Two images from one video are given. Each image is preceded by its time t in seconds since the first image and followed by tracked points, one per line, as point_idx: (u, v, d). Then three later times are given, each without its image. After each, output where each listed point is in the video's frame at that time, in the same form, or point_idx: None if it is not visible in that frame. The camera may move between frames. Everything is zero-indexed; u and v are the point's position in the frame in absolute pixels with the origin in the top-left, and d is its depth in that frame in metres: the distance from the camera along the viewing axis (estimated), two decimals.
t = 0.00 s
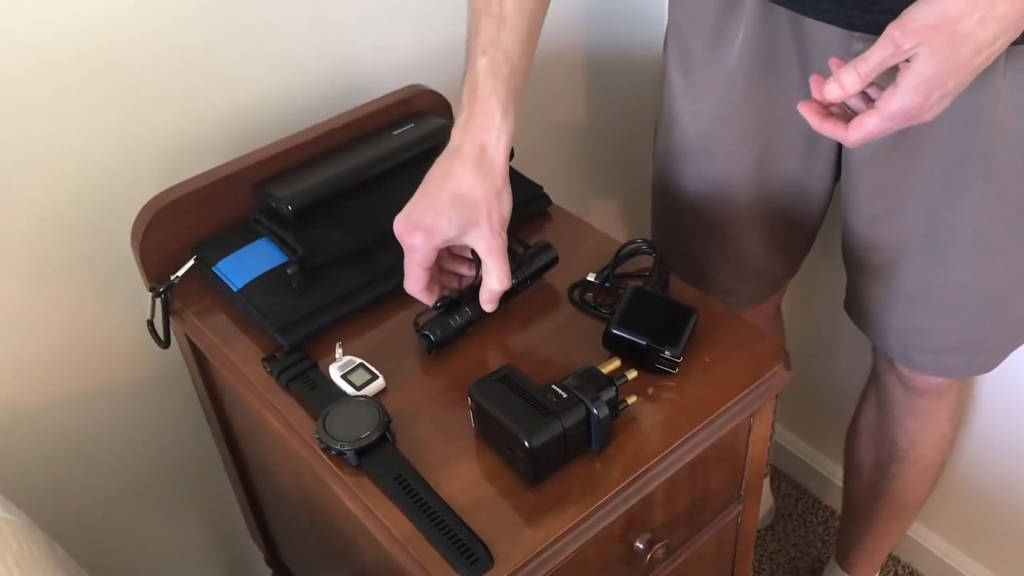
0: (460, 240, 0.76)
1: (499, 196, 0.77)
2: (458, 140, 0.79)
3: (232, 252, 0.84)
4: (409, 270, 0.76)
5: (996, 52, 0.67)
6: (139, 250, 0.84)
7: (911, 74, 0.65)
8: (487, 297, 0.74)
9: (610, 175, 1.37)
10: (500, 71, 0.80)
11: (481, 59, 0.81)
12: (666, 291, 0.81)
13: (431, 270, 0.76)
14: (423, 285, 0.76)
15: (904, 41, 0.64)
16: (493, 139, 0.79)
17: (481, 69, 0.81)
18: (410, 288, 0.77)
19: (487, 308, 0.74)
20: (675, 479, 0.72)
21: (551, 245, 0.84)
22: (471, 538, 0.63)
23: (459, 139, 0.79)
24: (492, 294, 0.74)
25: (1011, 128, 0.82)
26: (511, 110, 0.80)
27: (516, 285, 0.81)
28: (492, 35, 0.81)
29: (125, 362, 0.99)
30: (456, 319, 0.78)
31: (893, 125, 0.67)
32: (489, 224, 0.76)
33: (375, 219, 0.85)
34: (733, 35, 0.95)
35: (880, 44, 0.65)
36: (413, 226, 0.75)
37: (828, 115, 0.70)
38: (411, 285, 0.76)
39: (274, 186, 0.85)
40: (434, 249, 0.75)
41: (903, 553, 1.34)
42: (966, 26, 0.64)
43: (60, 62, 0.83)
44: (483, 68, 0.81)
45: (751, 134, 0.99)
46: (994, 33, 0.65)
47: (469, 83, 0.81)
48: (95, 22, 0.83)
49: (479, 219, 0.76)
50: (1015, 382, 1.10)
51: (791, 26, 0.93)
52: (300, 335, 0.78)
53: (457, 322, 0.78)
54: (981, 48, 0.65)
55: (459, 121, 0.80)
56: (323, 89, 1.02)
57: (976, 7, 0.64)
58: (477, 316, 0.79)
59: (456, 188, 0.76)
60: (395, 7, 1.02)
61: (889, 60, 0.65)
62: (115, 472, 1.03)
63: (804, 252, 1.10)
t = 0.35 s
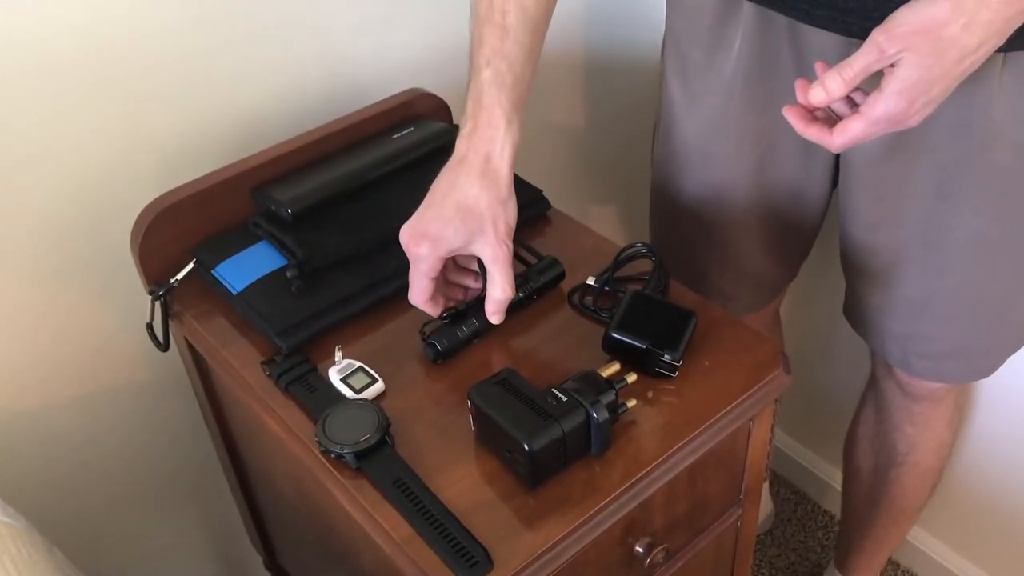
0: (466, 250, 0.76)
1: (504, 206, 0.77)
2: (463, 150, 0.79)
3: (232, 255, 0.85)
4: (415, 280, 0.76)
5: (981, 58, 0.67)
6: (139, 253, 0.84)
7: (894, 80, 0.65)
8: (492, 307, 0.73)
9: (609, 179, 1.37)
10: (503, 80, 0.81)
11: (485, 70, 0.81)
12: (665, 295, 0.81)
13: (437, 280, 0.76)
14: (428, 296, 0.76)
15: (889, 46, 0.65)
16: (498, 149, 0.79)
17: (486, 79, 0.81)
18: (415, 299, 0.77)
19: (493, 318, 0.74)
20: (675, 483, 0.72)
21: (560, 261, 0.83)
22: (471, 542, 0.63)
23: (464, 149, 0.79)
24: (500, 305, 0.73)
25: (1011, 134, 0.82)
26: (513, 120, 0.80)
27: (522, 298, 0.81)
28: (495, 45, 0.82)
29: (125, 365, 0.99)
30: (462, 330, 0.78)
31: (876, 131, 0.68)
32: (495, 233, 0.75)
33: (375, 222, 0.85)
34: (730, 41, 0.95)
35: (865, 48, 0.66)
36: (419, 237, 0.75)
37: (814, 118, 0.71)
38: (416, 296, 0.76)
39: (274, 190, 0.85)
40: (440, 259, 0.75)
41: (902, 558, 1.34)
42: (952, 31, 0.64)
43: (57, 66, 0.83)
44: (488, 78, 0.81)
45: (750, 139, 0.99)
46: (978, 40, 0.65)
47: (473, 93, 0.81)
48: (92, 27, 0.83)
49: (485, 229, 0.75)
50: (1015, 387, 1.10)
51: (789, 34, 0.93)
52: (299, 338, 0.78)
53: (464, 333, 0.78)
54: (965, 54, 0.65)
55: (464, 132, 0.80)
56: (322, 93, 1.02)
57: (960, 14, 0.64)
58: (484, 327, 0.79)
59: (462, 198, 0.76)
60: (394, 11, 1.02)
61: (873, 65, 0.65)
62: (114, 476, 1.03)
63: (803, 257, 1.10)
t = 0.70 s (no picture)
0: (466, 241, 0.76)
1: (504, 196, 0.77)
2: (462, 139, 0.79)
3: (232, 255, 0.84)
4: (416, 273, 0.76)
5: (976, 63, 0.67)
6: (138, 253, 0.84)
7: (889, 82, 0.65)
8: (492, 300, 0.73)
9: (609, 179, 1.37)
10: (504, 67, 0.81)
11: (485, 57, 0.81)
12: (666, 295, 0.81)
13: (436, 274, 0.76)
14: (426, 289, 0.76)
15: (884, 48, 0.64)
16: (498, 138, 0.78)
17: (486, 67, 0.81)
18: (412, 293, 0.76)
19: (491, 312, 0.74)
20: (676, 484, 0.72)
21: (561, 262, 0.83)
22: (472, 543, 0.63)
23: (463, 138, 0.79)
24: (498, 295, 0.73)
25: (1012, 146, 0.82)
26: (513, 109, 0.80)
27: (522, 300, 0.80)
28: (495, 31, 0.81)
29: (124, 366, 0.99)
30: (462, 330, 0.78)
31: (868, 134, 0.67)
32: (495, 224, 0.75)
33: (375, 223, 0.84)
34: (728, 44, 0.95)
35: (860, 49, 0.65)
36: (420, 230, 0.75)
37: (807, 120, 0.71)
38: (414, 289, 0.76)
39: (274, 190, 0.85)
40: (442, 252, 0.74)
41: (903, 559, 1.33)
42: (948, 34, 0.64)
43: (55, 68, 0.83)
44: (488, 66, 0.81)
45: (750, 141, 0.98)
46: (975, 43, 0.65)
47: (472, 80, 0.81)
48: (89, 28, 0.83)
49: (485, 221, 0.75)
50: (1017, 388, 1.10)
51: (787, 37, 0.93)
52: (299, 339, 0.77)
53: (464, 334, 0.78)
54: (961, 58, 0.65)
55: (463, 119, 0.80)
56: (321, 93, 1.02)
57: (957, 16, 0.64)
58: (484, 328, 0.79)
59: (462, 189, 0.76)
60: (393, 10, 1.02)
61: (868, 67, 0.65)
62: (113, 476, 1.03)
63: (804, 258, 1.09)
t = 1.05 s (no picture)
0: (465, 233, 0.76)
1: (505, 187, 0.77)
2: (464, 129, 0.78)
3: (232, 255, 0.84)
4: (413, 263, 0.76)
5: (980, 71, 0.67)
6: (138, 253, 0.84)
7: (892, 87, 0.65)
8: (487, 291, 0.73)
9: (610, 178, 1.37)
10: (508, 59, 0.81)
11: (489, 49, 0.81)
12: (666, 295, 0.81)
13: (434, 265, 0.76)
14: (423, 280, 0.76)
15: (886, 53, 0.64)
16: (500, 129, 0.78)
17: (490, 58, 0.81)
18: (409, 284, 0.76)
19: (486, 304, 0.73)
20: (677, 484, 0.72)
21: (558, 260, 0.83)
22: (472, 542, 0.63)
23: (464, 128, 0.78)
24: (493, 287, 0.73)
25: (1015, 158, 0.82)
26: (516, 102, 0.80)
27: (520, 297, 0.80)
28: (500, 24, 0.82)
29: (124, 365, 0.99)
30: (462, 328, 0.78)
31: (868, 140, 0.67)
32: (494, 215, 0.75)
33: (374, 222, 0.84)
34: (732, 46, 0.95)
35: (863, 54, 0.65)
36: (419, 220, 0.75)
37: (809, 125, 0.70)
38: (412, 280, 0.76)
39: (274, 189, 0.85)
40: (439, 243, 0.74)
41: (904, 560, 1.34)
42: (952, 39, 0.64)
43: (55, 68, 0.83)
44: (492, 57, 0.81)
45: (752, 144, 0.98)
46: (980, 49, 0.65)
47: (475, 71, 0.81)
48: (89, 29, 0.83)
49: (484, 212, 0.75)
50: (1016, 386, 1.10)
51: (790, 41, 0.93)
52: (300, 338, 0.77)
53: (463, 331, 0.78)
54: (965, 64, 0.65)
55: (465, 109, 0.80)
56: (321, 92, 1.02)
57: (962, 22, 0.64)
58: (483, 326, 0.79)
59: (462, 179, 0.76)
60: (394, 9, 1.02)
61: (871, 72, 0.64)
62: (113, 475, 1.03)
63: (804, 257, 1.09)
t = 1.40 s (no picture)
0: (477, 200, 0.76)
1: (519, 155, 0.77)
2: (481, 95, 0.79)
3: (233, 254, 0.84)
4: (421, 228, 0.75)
5: (969, 89, 0.67)
6: (140, 252, 0.84)
7: (880, 100, 0.65)
8: (495, 259, 0.73)
9: (611, 177, 1.37)
10: (526, 26, 0.83)
11: (509, 15, 0.83)
12: (668, 294, 0.81)
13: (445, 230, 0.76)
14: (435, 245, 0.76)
15: (876, 65, 0.65)
16: (517, 96, 0.79)
17: (509, 24, 0.83)
18: (419, 249, 0.76)
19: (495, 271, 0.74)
20: (678, 483, 0.72)
21: (560, 259, 0.83)
22: (474, 541, 0.63)
23: (482, 94, 0.80)
24: (503, 256, 0.74)
25: (1003, 173, 0.81)
26: (532, 70, 0.81)
27: (522, 296, 0.81)
28: None
29: (125, 364, 0.99)
30: (463, 328, 0.78)
31: (856, 150, 0.68)
32: (507, 182, 0.76)
33: (375, 221, 0.84)
34: (731, 35, 0.95)
35: (855, 66, 0.66)
36: (432, 185, 0.74)
37: (806, 131, 0.71)
38: (423, 245, 0.76)
39: (276, 188, 0.85)
40: (452, 209, 0.74)
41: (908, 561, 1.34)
42: (939, 56, 0.64)
43: (55, 68, 0.83)
44: (511, 23, 0.83)
45: (748, 135, 0.99)
46: (967, 66, 0.65)
47: (494, 37, 0.83)
48: (88, 29, 0.83)
49: (498, 179, 0.75)
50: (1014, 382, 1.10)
51: (785, 34, 0.92)
52: (301, 336, 0.77)
53: (466, 332, 0.78)
54: (952, 82, 0.65)
55: (483, 75, 0.81)
56: (322, 91, 1.02)
57: (951, 39, 0.64)
58: (485, 325, 0.79)
59: (477, 143, 0.76)
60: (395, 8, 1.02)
61: (861, 84, 0.65)
62: (114, 473, 1.03)
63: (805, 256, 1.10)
